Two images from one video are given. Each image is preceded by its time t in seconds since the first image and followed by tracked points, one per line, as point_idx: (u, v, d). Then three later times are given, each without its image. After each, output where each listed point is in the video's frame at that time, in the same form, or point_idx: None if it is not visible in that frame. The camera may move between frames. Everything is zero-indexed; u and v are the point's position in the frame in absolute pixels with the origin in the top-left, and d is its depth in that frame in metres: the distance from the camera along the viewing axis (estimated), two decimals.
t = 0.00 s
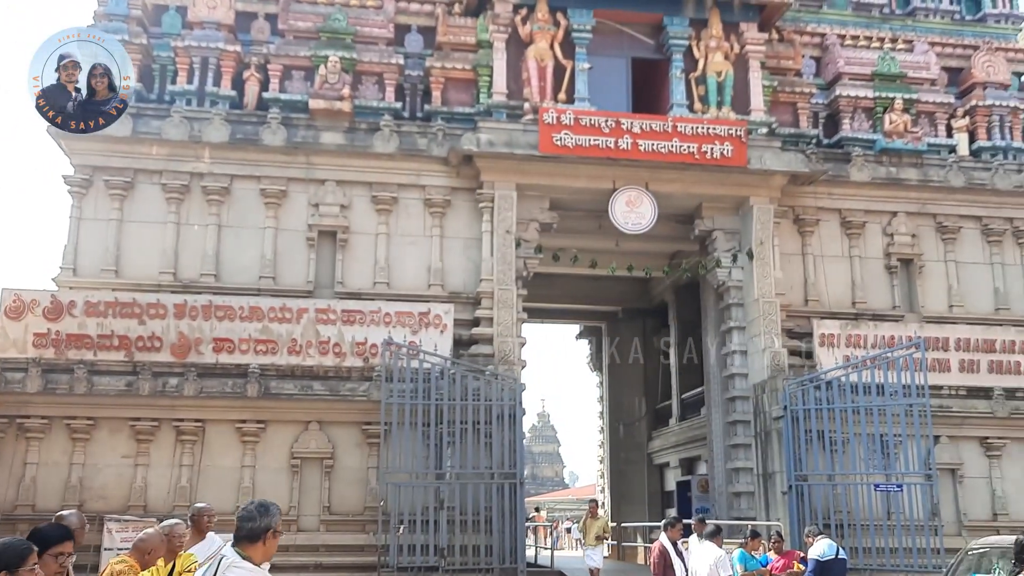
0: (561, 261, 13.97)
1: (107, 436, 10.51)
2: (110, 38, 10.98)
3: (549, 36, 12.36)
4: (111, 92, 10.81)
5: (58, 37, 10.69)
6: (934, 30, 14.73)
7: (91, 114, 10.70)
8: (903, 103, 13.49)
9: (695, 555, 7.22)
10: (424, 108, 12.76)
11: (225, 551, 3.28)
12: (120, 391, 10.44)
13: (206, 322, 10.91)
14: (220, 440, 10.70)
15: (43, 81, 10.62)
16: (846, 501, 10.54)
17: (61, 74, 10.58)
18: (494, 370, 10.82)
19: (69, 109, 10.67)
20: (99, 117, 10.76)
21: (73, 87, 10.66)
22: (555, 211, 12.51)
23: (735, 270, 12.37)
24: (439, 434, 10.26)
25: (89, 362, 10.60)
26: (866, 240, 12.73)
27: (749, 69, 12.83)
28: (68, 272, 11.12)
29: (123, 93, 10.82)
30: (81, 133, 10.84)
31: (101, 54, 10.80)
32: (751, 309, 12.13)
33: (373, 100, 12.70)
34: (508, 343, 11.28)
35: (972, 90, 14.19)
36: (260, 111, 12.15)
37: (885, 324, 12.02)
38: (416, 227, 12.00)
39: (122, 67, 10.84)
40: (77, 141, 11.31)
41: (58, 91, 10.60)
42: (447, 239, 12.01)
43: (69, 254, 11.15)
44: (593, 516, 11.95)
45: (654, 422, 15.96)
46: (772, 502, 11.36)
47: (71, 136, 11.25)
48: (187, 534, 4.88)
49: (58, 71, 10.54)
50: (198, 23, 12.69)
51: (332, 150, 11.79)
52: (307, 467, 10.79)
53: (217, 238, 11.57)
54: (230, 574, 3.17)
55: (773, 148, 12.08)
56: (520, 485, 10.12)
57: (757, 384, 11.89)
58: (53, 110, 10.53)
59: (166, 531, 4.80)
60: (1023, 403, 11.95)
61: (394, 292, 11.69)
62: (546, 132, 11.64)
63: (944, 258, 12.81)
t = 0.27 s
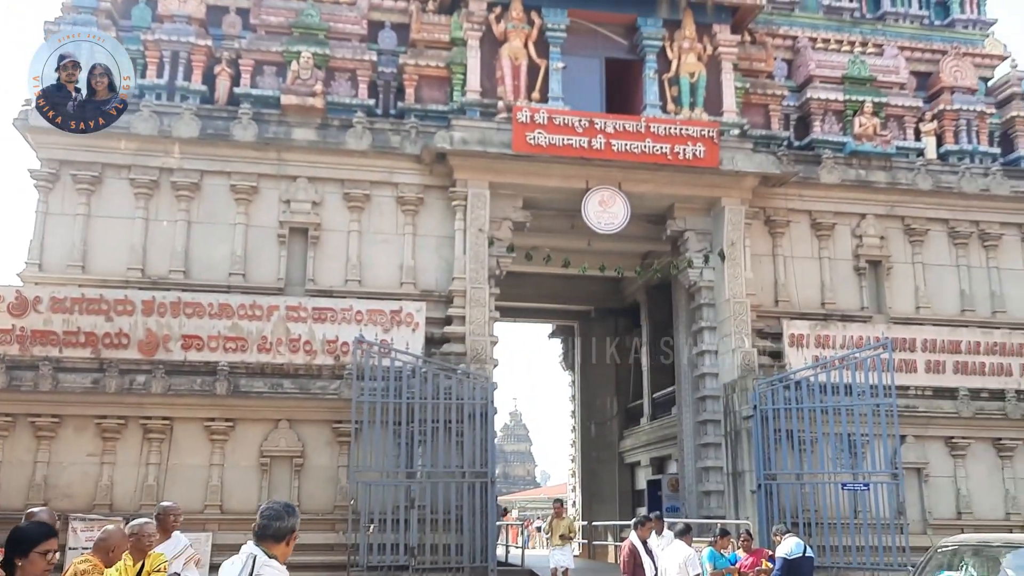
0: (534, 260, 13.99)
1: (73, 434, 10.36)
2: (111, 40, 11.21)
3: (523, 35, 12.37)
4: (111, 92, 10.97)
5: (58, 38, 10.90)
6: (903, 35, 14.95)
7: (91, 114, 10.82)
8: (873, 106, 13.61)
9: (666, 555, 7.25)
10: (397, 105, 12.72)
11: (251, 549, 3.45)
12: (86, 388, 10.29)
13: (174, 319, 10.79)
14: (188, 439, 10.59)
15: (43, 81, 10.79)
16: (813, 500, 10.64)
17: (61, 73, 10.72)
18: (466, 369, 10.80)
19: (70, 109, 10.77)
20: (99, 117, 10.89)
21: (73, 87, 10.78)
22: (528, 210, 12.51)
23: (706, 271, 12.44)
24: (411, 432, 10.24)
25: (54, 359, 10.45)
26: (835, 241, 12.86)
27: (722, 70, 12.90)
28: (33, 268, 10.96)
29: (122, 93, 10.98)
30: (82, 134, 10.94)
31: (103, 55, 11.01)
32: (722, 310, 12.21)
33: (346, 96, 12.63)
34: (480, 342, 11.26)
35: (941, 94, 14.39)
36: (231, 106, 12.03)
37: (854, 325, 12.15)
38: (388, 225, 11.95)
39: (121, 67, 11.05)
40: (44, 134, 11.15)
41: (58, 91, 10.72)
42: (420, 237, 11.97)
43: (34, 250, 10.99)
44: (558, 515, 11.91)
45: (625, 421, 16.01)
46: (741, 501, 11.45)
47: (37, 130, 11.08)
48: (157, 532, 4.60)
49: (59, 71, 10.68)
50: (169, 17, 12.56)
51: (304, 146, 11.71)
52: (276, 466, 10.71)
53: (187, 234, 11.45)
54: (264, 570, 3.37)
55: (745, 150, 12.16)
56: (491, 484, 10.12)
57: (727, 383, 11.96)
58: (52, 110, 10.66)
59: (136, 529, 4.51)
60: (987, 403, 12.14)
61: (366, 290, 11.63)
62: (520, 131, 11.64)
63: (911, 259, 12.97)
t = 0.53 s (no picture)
0: (505, 258, 13.95)
1: (33, 431, 10.14)
2: (112, 43, 11.40)
3: (494, 32, 12.32)
4: (111, 92, 11.11)
5: (59, 40, 11.11)
6: (872, 37, 15.10)
7: (91, 113, 10.95)
8: (841, 108, 13.75)
9: (634, 555, 7.21)
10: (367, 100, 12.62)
11: (270, 549, 3.48)
12: (46, 385, 10.07)
13: (138, 315, 10.61)
14: (151, 437, 10.42)
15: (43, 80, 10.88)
16: (781, 499, 10.70)
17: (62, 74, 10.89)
18: (435, 367, 10.74)
19: (70, 109, 10.90)
20: (98, 116, 11.00)
21: (73, 87, 10.94)
22: (499, 208, 12.44)
23: (676, 270, 12.45)
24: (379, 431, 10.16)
25: (13, 355, 10.24)
26: (804, 242, 12.94)
27: (693, 70, 12.91)
28: None
29: (122, 93, 11.11)
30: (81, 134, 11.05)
31: (103, 56, 11.19)
32: (692, 309, 12.23)
33: (314, 91, 12.53)
34: (450, 340, 11.19)
35: (908, 98, 14.46)
36: (198, 100, 11.86)
37: (822, 325, 12.24)
38: (358, 222, 11.84)
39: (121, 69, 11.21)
40: (5, 125, 10.91)
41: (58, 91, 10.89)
42: (390, 234, 11.87)
43: None
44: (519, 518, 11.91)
45: (596, 420, 16.01)
46: (710, 500, 11.49)
47: None
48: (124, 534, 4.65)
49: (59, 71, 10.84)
50: (135, 8, 12.37)
51: (272, 141, 11.56)
52: (242, 465, 10.57)
53: (152, 229, 11.26)
54: None
55: (716, 150, 12.19)
56: (459, 483, 10.08)
57: (697, 383, 12.00)
58: (52, 110, 10.82)
59: (102, 529, 4.54)
60: (952, 403, 12.24)
61: (335, 287, 11.52)
62: (491, 128, 11.56)
63: (879, 261, 13.08)
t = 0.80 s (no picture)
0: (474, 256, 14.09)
1: None
2: (112, 41, 11.22)
3: (467, 32, 12.40)
4: (111, 92, 11.00)
5: (59, 39, 10.92)
6: (836, 45, 15.48)
7: (90, 113, 10.85)
8: (806, 113, 14.03)
9: (598, 548, 7.42)
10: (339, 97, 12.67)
11: (296, 548, 3.34)
12: (10, 377, 10.00)
13: (106, 308, 10.57)
14: (117, 430, 10.39)
15: (43, 80, 10.77)
16: (742, 494, 10.97)
17: (61, 74, 10.76)
18: (405, 363, 10.83)
19: (70, 109, 10.83)
20: (98, 117, 10.90)
21: (73, 87, 10.85)
22: (469, 206, 12.56)
23: (643, 270, 12.68)
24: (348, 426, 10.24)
25: None
26: (767, 244, 13.25)
27: (662, 74, 13.12)
28: None
29: (124, 93, 11.01)
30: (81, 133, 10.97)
31: (103, 54, 10.99)
32: (657, 308, 12.47)
33: (287, 86, 12.51)
34: (419, 337, 11.28)
35: (870, 104, 14.87)
36: (168, 93, 11.83)
37: (783, 325, 12.55)
38: (328, 217, 11.89)
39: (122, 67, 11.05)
40: None
41: (58, 91, 10.81)
42: (360, 230, 11.95)
43: None
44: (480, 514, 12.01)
45: (562, 417, 16.21)
46: (673, 495, 11.76)
47: None
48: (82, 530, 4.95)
49: (58, 71, 10.72)
50: None
51: (243, 135, 11.58)
52: (210, 458, 10.59)
53: (120, 222, 11.21)
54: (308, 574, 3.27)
55: (683, 153, 12.45)
56: (427, 478, 10.19)
57: (661, 380, 12.24)
58: (53, 110, 10.76)
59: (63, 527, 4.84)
60: (908, 403, 12.57)
61: (305, 282, 11.57)
62: (463, 126, 11.73)
63: (839, 263, 13.43)
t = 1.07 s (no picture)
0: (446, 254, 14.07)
1: None
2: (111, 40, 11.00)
3: (441, 30, 12.37)
4: (111, 92, 10.81)
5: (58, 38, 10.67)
6: (807, 50, 15.64)
7: (91, 113, 10.65)
8: (777, 118, 14.13)
9: (566, 547, 7.45)
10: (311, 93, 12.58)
11: (325, 542, 3.41)
12: None
13: (70, 302, 10.39)
14: (81, 427, 10.24)
15: (43, 80, 10.53)
16: (710, 495, 11.04)
17: (61, 73, 10.53)
18: (374, 361, 10.75)
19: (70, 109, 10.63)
20: (99, 117, 10.71)
21: (73, 87, 10.65)
22: (442, 204, 12.52)
23: (615, 271, 12.72)
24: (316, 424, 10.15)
25: None
26: (738, 246, 13.35)
27: (635, 75, 13.17)
28: None
29: (124, 93, 10.84)
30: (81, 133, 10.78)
31: (102, 53, 10.77)
32: (629, 309, 12.52)
33: (259, 80, 12.38)
34: (390, 335, 11.21)
35: (840, 109, 15.02)
36: (138, 85, 11.69)
37: (752, 327, 12.64)
38: (299, 214, 11.80)
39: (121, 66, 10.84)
40: None
41: (58, 91, 10.58)
42: (331, 227, 11.87)
43: None
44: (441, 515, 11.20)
45: (532, 416, 16.20)
46: (641, 495, 11.79)
47: None
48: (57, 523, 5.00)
49: (58, 71, 10.49)
50: None
51: (213, 130, 11.46)
52: (174, 456, 10.46)
53: (85, 215, 11.03)
54: (337, 571, 3.35)
55: (655, 155, 12.51)
56: (396, 477, 10.10)
57: (632, 380, 12.31)
58: (53, 110, 10.54)
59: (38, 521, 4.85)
60: (873, 405, 12.74)
61: (274, 279, 11.46)
62: (436, 124, 11.67)
63: (808, 266, 13.56)
